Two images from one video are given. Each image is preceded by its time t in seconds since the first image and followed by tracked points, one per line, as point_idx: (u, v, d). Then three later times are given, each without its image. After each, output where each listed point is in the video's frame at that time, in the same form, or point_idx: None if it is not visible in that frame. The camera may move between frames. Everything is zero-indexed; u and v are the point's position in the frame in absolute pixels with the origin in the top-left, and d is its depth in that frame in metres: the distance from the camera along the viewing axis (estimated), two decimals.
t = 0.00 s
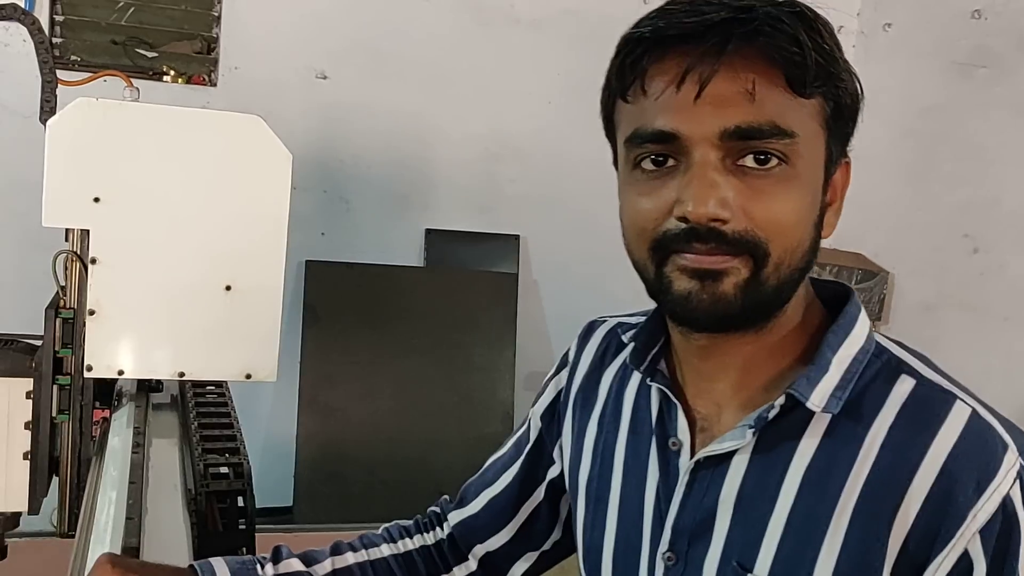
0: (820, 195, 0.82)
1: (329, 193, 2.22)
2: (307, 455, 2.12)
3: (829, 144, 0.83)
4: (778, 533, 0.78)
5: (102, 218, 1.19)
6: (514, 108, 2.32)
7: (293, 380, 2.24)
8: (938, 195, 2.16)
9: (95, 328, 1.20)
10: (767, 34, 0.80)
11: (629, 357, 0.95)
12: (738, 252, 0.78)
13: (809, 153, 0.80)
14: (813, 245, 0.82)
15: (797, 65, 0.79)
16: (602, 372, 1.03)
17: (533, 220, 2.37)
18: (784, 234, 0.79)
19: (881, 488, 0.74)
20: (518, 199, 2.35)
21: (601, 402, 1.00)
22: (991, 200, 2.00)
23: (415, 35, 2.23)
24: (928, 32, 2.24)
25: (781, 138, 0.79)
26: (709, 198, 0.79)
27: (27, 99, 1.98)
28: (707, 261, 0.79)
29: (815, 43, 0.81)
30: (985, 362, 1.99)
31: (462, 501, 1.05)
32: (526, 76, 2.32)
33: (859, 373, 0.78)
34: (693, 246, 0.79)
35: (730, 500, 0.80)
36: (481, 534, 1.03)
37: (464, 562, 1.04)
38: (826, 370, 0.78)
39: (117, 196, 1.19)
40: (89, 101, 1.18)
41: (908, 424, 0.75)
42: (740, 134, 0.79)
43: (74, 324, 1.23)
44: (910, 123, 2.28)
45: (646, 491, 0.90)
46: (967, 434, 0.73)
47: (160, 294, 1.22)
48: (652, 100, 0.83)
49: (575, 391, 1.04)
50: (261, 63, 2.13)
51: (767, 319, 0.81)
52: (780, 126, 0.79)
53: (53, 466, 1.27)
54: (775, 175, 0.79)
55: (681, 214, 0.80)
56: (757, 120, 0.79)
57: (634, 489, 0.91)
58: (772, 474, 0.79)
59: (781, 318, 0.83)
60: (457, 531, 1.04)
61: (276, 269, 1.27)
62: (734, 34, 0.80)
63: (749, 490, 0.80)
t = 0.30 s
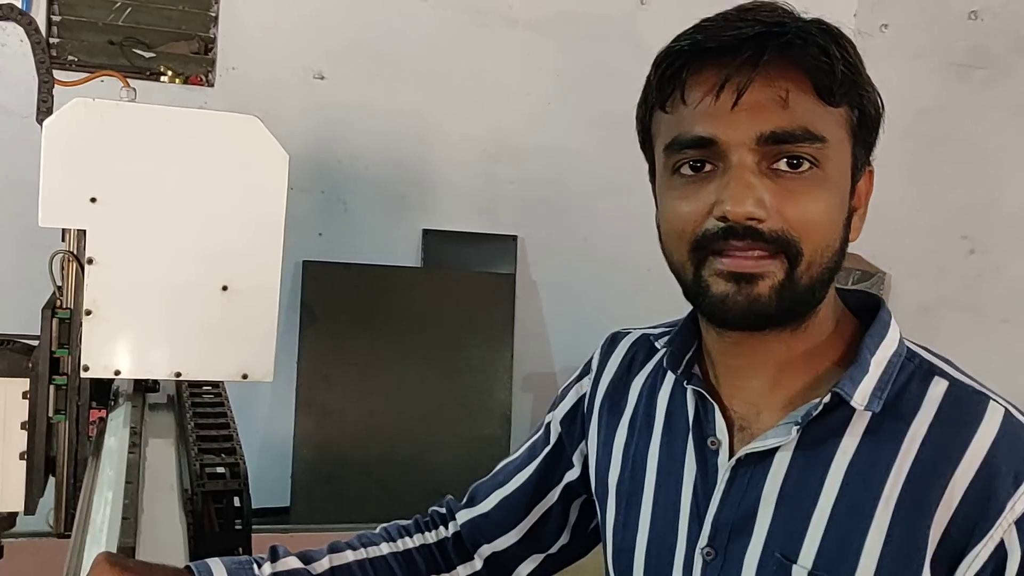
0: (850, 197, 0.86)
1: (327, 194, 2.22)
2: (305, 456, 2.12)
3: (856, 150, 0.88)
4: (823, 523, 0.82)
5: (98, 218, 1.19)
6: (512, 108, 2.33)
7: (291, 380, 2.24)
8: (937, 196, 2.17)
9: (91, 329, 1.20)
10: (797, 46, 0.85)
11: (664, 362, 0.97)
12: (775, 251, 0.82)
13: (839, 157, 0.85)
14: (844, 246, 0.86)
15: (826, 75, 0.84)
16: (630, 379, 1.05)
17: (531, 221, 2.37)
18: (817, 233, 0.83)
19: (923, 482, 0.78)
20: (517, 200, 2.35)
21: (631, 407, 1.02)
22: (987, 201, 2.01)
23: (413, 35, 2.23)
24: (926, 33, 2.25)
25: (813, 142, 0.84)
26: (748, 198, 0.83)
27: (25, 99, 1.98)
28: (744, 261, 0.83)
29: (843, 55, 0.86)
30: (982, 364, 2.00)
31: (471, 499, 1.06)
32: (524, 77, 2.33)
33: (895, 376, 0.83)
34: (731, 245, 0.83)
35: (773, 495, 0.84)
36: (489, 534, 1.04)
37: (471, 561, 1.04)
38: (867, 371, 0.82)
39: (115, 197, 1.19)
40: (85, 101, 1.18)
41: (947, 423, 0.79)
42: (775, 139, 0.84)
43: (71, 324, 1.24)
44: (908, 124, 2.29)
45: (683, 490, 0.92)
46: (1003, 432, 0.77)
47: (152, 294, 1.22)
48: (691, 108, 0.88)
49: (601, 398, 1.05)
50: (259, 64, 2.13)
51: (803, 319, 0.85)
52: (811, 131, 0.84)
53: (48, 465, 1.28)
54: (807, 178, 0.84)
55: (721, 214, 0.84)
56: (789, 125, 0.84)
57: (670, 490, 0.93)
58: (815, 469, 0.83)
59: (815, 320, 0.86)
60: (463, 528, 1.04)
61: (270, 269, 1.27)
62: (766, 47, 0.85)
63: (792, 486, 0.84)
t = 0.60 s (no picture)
0: (859, 200, 0.87)
1: (324, 194, 2.22)
2: (301, 456, 2.12)
3: (864, 153, 0.88)
4: (831, 514, 0.82)
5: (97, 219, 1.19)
6: (510, 109, 2.33)
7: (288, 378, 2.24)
8: (934, 197, 2.18)
9: (87, 329, 1.20)
10: (810, 50, 0.86)
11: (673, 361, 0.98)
12: (786, 247, 0.83)
13: (849, 159, 0.86)
14: (853, 245, 0.86)
15: (837, 78, 0.85)
16: (636, 379, 1.04)
17: (528, 221, 2.38)
18: (828, 231, 0.83)
19: (929, 475, 0.79)
20: (514, 200, 2.36)
21: (638, 406, 1.02)
22: (983, 202, 2.02)
23: (411, 35, 2.24)
24: (922, 34, 2.26)
25: (824, 142, 0.84)
26: (760, 196, 0.83)
27: (21, 99, 1.98)
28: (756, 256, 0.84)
29: (853, 59, 0.87)
30: (978, 365, 2.01)
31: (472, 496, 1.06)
32: (522, 77, 2.33)
33: (901, 374, 0.84)
34: (743, 242, 0.84)
35: (781, 488, 0.84)
36: (488, 530, 1.04)
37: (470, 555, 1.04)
38: (875, 368, 0.83)
39: (114, 197, 1.19)
40: (82, 101, 1.17)
41: (951, 418, 0.80)
42: (787, 139, 0.84)
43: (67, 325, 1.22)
44: (905, 125, 2.30)
45: (690, 487, 0.92)
46: (1007, 428, 0.79)
47: (147, 294, 1.22)
48: (705, 109, 0.89)
49: (606, 398, 1.05)
50: (257, 64, 2.13)
51: (812, 315, 0.85)
52: (822, 132, 0.84)
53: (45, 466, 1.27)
54: (818, 178, 0.84)
55: (734, 212, 0.84)
56: (801, 126, 0.84)
57: (676, 487, 0.93)
58: (824, 463, 0.83)
59: (822, 317, 0.87)
60: (461, 523, 1.05)
61: (268, 269, 1.27)
62: (779, 50, 0.86)
63: (800, 480, 0.84)
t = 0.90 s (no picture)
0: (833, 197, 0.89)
1: (316, 195, 2.22)
2: (294, 458, 2.12)
3: (838, 152, 0.90)
4: (803, 512, 0.84)
5: (87, 221, 1.19)
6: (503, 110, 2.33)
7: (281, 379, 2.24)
8: (925, 197, 2.19)
9: (77, 331, 1.20)
10: (785, 50, 0.87)
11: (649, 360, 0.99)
12: (760, 244, 0.84)
13: (822, 158, 0.87)
14: (826, 243, 0.88)
15: (812, 78, 0.86)
16: (615, 380, 1.05)
17: (521, 222, 2.38)
18: (801, 229, 0.85)
19: (900, 473, 0.81)
20: (508, 202, 2.36)
21: (616, 406, 1.02)
22: (974, 202, 2.03)
23: (404, 36, 2.23)
24: (914, 34, 2.26)
25: (798, 142, 0.86)
26: (734, 194, 0.85)
27: (13, 101, 1.98)
28: (731, 252, 0.85)
29: (828, 60, 0.88)
30: (971, 365, 2.02)
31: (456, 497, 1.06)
32: (515, 78, 2.33)
33: (873, 372, 0.85)
34: (717, 239, 0.85)
35: (755, 485, 0.86)
36: (474, 532, 1.04)
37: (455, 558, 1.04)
38: (846, 366, 0.85)
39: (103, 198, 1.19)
40: (70, 103, 1.17)
41: (923, 416, 0.82)
42: (761, 138, 0.86)
43: (56, 327, 1.23)
44: (897, 125, 2.31)
45: (666, 486, 0.93)
46: (976, 425, 0.80)
47: (136, 295, 1.22)
48: (681, 107, 0.90)
49: (586, 398, 1.05)
50: (249, 65, 2.13)
51: (785, 312, 0.87)
52: (796, 132, 0.86)
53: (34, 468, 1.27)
54: (792, 176, 0.86)
55: (708, 209, 0.86)
56: (775, 125, 0.86)
57: (653, 485, 0.94)
58: (796, 461, 0.85)
59: (796, 315, 0.89)
60: (447, 526, 1.04)
61: (257, 271, 1.27)
62: (755, 49, 0.88)
63: (773, 477, 0.86)
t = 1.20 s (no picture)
0: (787, 198, 0.89)
1: (306, 198, 2.22)
2: (286, 461, 2.11)
3: (794, 153, 0.90)
4: (755, 511, 0.83)
5: (70, 224, 1.18)
6: (494, 112, 2.33)
7: (274, 381, 2.24)
8: (915, 198, 2.19)
9: (62, 336, 1.19)
10: (737, 53, 0.88)
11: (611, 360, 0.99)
12: (711, 247, 0.85)
13: (775, 160, 0.87)
14: (781, 245, 0.88)
15: (765, 80, 0.87)
16: (581, 380, 1.05)
17: (512, 224, 2.38)
18: (753, 232, 0.85)
19: (851, 473, 0.80)
20: (499, 204, 2.36)
21: (581, 405, 1.03)
22: (966, 203, 2.04)
23: (395, 38, 2.23)
24: (903, 35, 2.27)
25: (750, 145, 0.86)
26: (686, 197, 0.85)
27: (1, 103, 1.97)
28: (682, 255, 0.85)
29: (782, 62, 0.88)
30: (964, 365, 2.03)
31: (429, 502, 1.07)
32: (505, 80, 2.33)
33: (828, 371, 0.85)
34: (669, 241, 0.85)
35: (709, 486, 0.86)
36: (450, 536, 1.04)
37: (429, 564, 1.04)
38: (800, 366, 0.84)
39: (87, 201, 1.19)
40: (55, 105, 1.17)
41: (875, 416, 0.82)
42: (713, 141, 0.86)
43: (40, 330, 1.22)
44: (886, 125, 2.31)
45: (624, 485, 0.93)
46: (927, 424, 0.80)
47: (119, 298, 1.21)
48: (635, 110, 0.90)
49: (553, 399, 1.06)
50: (239, 67, 2.12)
51: (740, 315, 0.87)
52: (748, 135, 0.86)
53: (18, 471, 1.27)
54: (744, 179, 0.86)
55: (660, 211, 0.86)
56: (727, 128, 0.86)
57: (613, 484, 0.94)
58: (750, 460, 0.85)
59: (751, 316, 0.89)
60: (421, 531, 1.05)
61: (243, 272, 1.27)
62: (708, 52, 0.88)
63: (728, 476, 0.85)
